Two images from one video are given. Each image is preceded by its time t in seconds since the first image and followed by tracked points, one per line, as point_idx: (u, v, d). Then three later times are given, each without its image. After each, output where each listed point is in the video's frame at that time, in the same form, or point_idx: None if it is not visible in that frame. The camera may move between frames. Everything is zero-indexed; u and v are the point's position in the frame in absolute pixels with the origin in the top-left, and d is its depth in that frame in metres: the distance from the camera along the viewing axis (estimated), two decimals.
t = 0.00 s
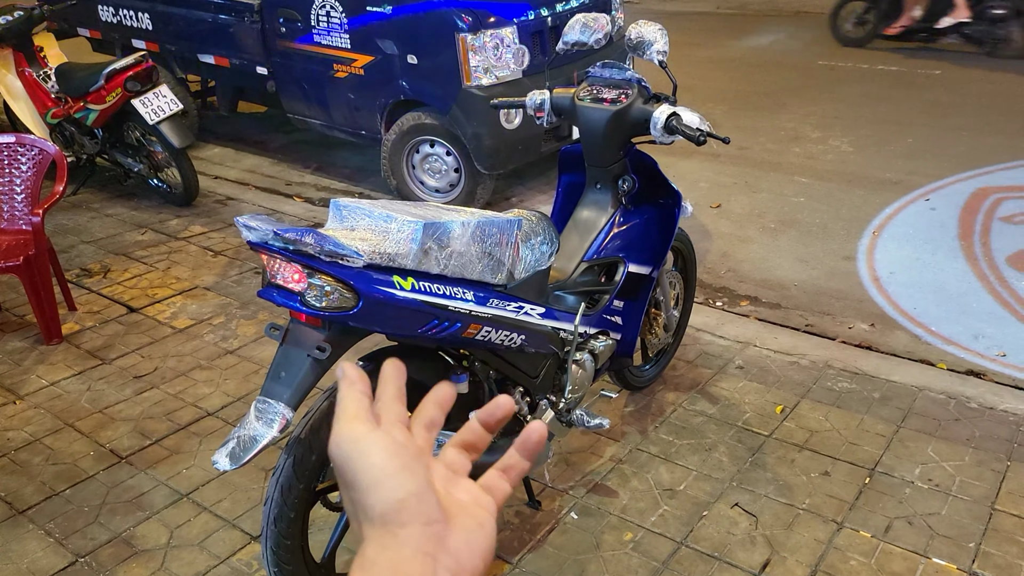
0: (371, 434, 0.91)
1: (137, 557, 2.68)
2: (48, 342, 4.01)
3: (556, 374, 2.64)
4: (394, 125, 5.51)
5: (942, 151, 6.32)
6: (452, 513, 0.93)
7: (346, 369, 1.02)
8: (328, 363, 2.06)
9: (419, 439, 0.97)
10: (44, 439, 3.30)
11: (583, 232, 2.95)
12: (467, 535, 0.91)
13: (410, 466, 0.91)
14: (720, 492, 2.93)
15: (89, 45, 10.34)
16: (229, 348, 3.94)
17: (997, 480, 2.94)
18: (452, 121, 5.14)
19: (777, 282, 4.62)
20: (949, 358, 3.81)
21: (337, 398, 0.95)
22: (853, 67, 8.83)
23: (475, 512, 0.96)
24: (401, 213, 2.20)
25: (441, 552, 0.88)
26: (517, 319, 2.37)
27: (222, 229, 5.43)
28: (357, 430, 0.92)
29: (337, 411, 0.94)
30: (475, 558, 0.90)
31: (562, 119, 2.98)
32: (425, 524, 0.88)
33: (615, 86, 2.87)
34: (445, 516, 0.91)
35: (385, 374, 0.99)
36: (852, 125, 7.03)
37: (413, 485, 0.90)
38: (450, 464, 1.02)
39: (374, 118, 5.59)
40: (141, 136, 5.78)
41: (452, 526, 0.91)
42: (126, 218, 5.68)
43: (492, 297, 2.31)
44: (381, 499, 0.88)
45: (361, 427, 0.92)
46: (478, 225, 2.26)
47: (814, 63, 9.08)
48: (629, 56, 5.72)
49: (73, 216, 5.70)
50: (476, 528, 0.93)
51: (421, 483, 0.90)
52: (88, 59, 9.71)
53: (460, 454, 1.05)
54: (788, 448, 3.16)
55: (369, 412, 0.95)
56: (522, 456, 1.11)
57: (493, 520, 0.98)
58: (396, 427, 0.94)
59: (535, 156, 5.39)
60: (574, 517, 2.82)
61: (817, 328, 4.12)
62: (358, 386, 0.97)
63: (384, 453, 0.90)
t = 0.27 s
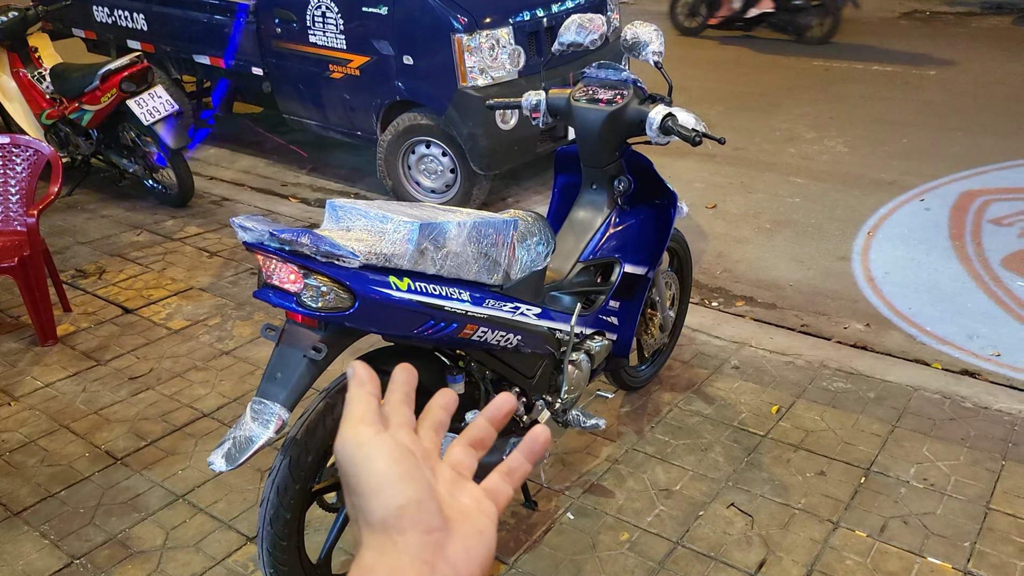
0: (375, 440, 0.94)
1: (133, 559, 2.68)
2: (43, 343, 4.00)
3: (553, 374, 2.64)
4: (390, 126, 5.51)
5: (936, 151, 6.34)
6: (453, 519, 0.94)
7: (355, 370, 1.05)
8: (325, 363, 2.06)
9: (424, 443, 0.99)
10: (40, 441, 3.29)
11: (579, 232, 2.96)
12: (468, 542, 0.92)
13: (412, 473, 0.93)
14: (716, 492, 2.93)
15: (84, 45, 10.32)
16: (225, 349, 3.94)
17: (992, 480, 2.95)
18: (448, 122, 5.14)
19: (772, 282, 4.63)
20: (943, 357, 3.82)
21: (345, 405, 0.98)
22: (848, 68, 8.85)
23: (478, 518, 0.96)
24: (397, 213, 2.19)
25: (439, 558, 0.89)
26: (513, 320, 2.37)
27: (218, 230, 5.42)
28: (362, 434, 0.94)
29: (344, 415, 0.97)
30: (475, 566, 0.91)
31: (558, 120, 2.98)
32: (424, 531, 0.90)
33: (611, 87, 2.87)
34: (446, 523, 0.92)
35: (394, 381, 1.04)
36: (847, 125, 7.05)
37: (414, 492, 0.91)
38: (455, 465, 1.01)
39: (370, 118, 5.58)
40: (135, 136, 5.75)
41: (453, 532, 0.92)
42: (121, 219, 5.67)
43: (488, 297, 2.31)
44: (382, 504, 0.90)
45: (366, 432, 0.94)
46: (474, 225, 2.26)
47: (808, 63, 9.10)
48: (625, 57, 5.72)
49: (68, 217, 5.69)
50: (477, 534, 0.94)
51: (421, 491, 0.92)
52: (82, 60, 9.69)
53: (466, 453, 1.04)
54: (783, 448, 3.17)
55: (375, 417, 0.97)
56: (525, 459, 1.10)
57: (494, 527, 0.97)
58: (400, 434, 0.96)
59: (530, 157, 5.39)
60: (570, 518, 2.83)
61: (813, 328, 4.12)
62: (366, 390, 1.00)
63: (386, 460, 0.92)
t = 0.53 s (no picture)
0: (371, 429, 0.95)
1: (128, 561, 2.67)
2: (37, 345, 3.98)
3: (549, 375, 2.65)
4: (385, 127, 5.50)
5: (930, 152, 6.36)
6: (447, 512, 0.96)
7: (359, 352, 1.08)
8: (320, 364, 2.06)
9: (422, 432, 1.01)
10: (35, 443, 3.28)
11: (575, 233, 2.95)
12: (459, 537, 0.94)
13: (408, 464, 0.94)
14: (712, 492, 2.93)
15: (78, 46, 10.30)
16: (220, 350, 3.93)
17: (986, 479, 2.96)
18: (443, 123, 5.15)
19: (768, 283, 4.63)
20: (938, 358, 3.83)
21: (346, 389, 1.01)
22: (843, 69, 8.88)
23: (472, 511, 0.97)
24: (392, 214, 2.19)
25: (429, 553, 0.91)
26: (509, 321, 2.37)
27: (213, 232, 5.41)
28: (358, 422, 0.96)
29: (344, 400, 0.99)
30: (464, 560, 0.93)
31: (554, 120, 2.98)
32: (415, 525, 0.92)
33: (606, 87, 2.88)
34: (439, 517, 0.94)
35: (399, 365, 1.06)
36: (841, 126, 7.07)
37: (407, 484, 0.93)
38: (455, 453, 1.04)
39: (365, 120, 5.58)
40: (130, 138, 5.75)
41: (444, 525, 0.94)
42: (116, 220, 5.65)
43: (484, 298, 2.31)
44: (375, 494, 0.92)
45: (364, 420, 0.96)
46: (470, 226, 2.25)
47: (803, 64, 9.12)
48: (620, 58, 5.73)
49: (62, 219, 5.67)
50: (470, 528, 0.95)
51: (414, 481, 0.93)
52: (77, 61, 9.67)
53: (469, 439, 1.07)
54: (779, 448, 3.17)
55: (373, 404, 0.99)
56: (527, 451, 1.12)
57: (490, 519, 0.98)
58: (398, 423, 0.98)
59: (526, 157, 5.39)
60: (566, 519, 2.83)
61: (808, 329, 4.13)
62: (367, 376, 1.02)
63: (380, 449, 0.94)
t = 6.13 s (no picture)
0: (354, 460, 0.95)
1: (106, 567, 2.61)
2: (10, 346, 3.89)
3: (538, 379, 2.63)
4: (369, 129, 5.46)
5: (908, 163, 6.44)
6: (438, 533, 0.97)
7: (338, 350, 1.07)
8: (312, 367, 2.02)
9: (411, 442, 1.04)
10: (8, 445, 3.20)
11: (565, 238, 2.96)
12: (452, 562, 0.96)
13: (393, 493, 0.95)
14: (699, 498, 2.93)
15: (53, 43, 10.14)
16: (200, 352, 3.86)
17: (969, 487, 2.99)
18: (427, 126, 5.12)
19: (750, 290, 4.66)
20: (919, 366, 3.87)
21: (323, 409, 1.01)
22: (821, 80, 8.98)
23: (462, 525, 1.00)
24: (386, 215, 2.16)
25: None
26: (502, 325, 2.35)
27: (192, 232, 5.33)
28: (340, 452, 0.96)
29: (323, 426, 0.99)
30: None
31: (545, 124, 2.97)
32: (405, 562, 0.92)
33: (599, 92, 2.88)
34: (430, 542, 0.95)
35: (384, 355, 1.10)
36: (821, 136, 7.15)
37: (396, 512, 0.94)
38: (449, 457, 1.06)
39: (349, 122, 5.54)
40: (108, 136, 5.66)
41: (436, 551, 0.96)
42: (92, 219, 5.55)
43: (477, 302, 2.29)
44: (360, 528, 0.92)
45: (345, 447, 0.96)
46: (464, 229, 2.24)
47: (783, 75, 9.21)
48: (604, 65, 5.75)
49: (36, 217, 5.56)
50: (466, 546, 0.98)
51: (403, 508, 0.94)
52: (52, 57, 9.51)
53: (462, 441, 1.09)
54: (764, 455, 3.18)
55: (354, 426, 0.99)
56: (535, 455, 1.11)
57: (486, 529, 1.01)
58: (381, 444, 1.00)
59: (510, 162, 5.38)
60: (554, 525, 2.80)
61: (791, 336, 4.16)
62: (346, 395, 1.02)
63: (367, 478, 0.94)
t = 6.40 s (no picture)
0: (362, 459, 0.81)
1: (106, 565, 2.61)
2: (10, 343, 3.89)
3: (539, 379, 2.60)
4: (369, 128, 5.46)
5: (909, 163, 6.43)
6: (440, 541, 0.83)
7: (344, 359, 0.94)
8: (312, 366, 2.02)
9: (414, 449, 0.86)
10: (8, 443, 3.20)
11: (565, 237, 2.95)
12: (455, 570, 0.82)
13: (397, 500, 0.80)
14: (700, 498, 2.93)
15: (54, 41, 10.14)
16: (200, 351, 3.86)
17: (970, 487, 2.98)
18: (428, 125, 5.11)
19: (751, 290, 4.65)
20: (920, 367, 3.86)
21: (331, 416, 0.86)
22: (823, 79, 8.97)
23: (468, 538, 0.85)
24: (386, 214, 2.16)
25: None
26: (502, 324, 2.35)
27: (192, 230, 5.33)
28: (347, 451, 0.82)
29: (330, 427, 0.85)
30: None
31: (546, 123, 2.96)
32: (407, 563, 0.79)
33: (600, 91, 2.87)
34: (434, 553, 0.81)
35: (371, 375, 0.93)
36: (822, 136, 7.14)
37: (401, 520, 0.79)
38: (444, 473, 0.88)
39: (349, 120, 5.53)
40: (108, 133, 5.65)
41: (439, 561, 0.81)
42: (92, 217, 5.55)
43: (478, 301, 2.29)
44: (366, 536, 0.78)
45: (353, 449, 0.82)
46: (464, 228, 2.23)
47: (784, 74, 9.20)
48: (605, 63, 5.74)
49: (37, 215, 5.56)
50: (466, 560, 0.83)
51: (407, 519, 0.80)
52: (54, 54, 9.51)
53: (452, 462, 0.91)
54: (765, 455, 3.17)
55: (361, 428, 0.85)
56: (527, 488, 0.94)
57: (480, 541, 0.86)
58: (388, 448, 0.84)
59: (511, 161, 5.38)
60: (554, 524, 2.80)
61: (791, 336, 4.15)
62: (352, 393, 0.89)
63: (373, 482, 0.80)
